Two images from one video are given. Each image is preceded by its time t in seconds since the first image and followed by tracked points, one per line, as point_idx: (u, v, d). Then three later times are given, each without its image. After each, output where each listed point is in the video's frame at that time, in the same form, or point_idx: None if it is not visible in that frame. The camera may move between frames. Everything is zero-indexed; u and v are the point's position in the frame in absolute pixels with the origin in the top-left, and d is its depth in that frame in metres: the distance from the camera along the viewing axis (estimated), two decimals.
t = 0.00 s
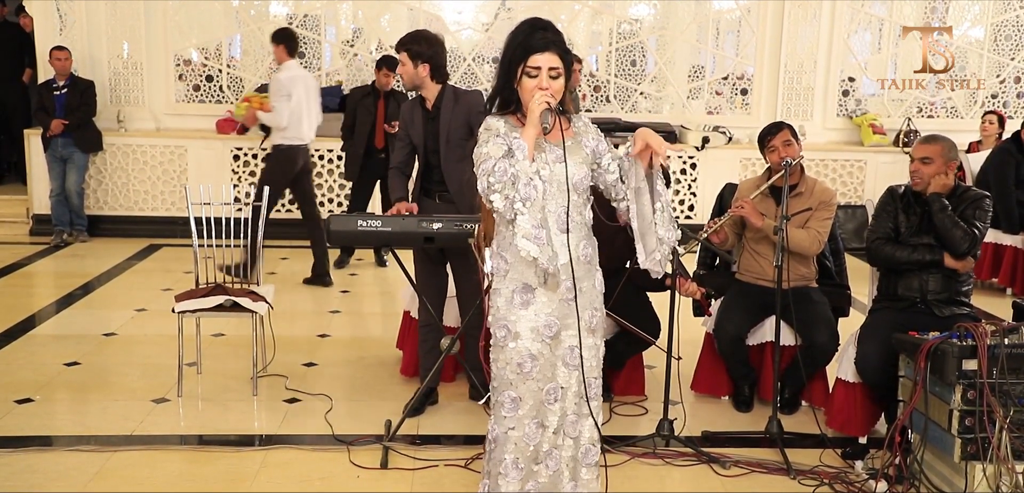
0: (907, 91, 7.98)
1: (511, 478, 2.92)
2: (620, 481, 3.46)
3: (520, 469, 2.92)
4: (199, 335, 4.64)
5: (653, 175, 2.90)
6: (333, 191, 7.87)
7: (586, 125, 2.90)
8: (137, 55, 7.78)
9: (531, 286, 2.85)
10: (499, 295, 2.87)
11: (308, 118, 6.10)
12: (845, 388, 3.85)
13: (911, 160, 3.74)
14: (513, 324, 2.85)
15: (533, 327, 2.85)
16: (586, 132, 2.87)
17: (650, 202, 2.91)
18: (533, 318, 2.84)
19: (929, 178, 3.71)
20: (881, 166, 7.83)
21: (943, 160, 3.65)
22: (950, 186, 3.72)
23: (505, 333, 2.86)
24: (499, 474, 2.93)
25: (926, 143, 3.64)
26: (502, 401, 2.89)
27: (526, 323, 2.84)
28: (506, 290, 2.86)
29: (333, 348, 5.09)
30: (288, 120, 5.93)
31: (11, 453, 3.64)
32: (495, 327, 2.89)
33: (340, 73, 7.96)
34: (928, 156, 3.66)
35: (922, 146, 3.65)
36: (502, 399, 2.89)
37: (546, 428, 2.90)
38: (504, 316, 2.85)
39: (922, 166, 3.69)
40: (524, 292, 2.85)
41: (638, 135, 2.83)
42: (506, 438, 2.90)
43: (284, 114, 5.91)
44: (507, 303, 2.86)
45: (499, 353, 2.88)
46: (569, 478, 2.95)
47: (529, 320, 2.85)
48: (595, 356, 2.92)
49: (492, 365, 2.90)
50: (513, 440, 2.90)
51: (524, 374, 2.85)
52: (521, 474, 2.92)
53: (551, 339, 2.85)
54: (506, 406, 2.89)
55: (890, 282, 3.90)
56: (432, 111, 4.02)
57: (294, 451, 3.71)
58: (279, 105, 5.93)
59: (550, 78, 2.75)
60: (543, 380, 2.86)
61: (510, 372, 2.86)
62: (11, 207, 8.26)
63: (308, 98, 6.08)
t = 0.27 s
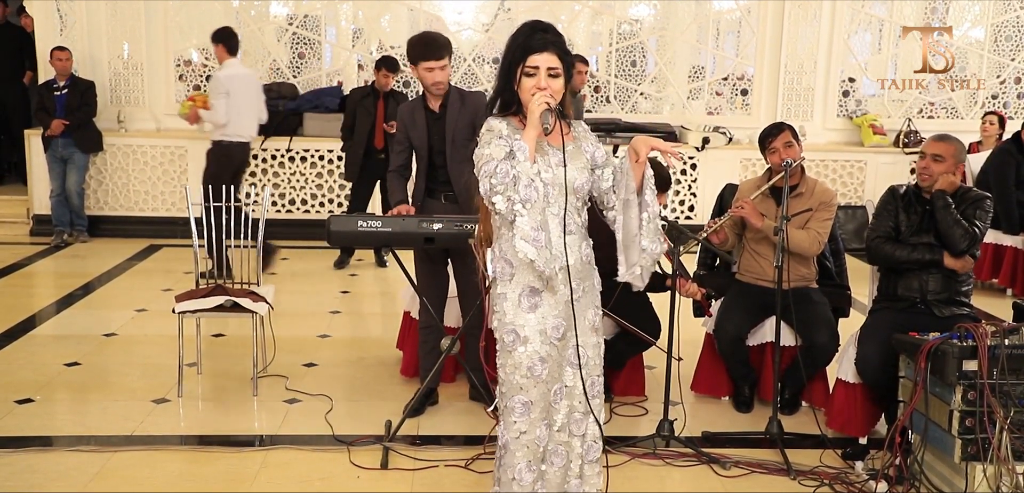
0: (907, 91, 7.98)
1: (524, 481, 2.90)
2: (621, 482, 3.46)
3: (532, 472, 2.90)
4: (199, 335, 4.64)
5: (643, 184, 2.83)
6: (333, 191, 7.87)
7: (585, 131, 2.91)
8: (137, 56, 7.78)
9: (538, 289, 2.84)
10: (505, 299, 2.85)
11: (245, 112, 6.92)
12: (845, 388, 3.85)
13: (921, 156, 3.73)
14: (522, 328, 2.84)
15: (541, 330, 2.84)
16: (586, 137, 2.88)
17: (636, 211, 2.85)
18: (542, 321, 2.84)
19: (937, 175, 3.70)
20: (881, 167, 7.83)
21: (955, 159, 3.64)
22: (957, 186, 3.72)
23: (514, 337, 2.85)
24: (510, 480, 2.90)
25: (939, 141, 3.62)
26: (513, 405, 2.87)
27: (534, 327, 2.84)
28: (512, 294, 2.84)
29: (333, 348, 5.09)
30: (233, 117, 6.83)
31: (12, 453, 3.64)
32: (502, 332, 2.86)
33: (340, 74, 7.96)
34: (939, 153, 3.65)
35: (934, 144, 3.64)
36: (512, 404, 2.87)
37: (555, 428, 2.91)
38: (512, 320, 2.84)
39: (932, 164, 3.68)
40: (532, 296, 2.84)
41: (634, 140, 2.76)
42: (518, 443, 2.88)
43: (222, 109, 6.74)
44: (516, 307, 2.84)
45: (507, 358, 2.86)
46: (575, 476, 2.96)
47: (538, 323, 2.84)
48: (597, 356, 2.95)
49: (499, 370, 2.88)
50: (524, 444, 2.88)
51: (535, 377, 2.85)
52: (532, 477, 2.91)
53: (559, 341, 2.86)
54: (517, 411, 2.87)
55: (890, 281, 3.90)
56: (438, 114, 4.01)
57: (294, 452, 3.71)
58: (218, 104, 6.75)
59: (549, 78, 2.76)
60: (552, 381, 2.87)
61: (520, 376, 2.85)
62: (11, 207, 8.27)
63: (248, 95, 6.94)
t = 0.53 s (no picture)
0: (907, 92, 7.99)
1: (524, 481, 2.90)
2: (621, 482, 3.46)
3: (532, 471, 2.90)
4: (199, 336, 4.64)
5: (637, 188, 2.82)
6: (333, 191, 7.87)
7: (586, 129, 2.92)
8: (137, 56, 7.78)
9: (541, 288, 2.85)
10: (508, 299, 2.84)
11: (193, 112, 6.73)
12: (845, 388, 3.85)
13: (917, 161, 3.75)
14: (524, 328, 2.83)
15: (542, 329, 2.85)
16: (586, 136, 2.89)
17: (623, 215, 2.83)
18: (543, 321, 2.85)
19: (935, 179, 3.71)
20: (881, 167, 7.83)
21: (951, 161, 3.66)
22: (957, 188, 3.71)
23: (515, 338, 2.83)
24: (511, 480, 2.90)
25: (935, 144, 3.64)
26: (514, 407, 2.86)
27: (535, 327, 2.84)
28: (515, 294, 2.83)
29: (333, 349, 5.09)
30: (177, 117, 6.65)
31: (12, 454, 3.64)
32: (502, 332, 2.85)
33: (340, 74, 7.96)
34: (936, 157, 3.67)
35: (928, 147, 3.67)
36: (512, 405, 2.86)
37: (555, 427, 2.92)
38: (514, 321, 2.82)
39: (928, 167, 3.70)
40: (534, 296, 2.84)
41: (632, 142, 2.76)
42: (518, 443, 2.88)
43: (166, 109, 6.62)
44: (518, 308, 2.83)
45: (507, 359, 2.85)
46: (573, 476, 2.96)
47: (539, 323, 2.84)
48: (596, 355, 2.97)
49: (498, 371, 2.87)
50: (524, 444, 2.88)
51: (537, 376, 2.85)
52: (530, 476, 2.91)
53: (560, 340, 2.88)
54: (517, 412, 2.86)
55: (890, 282, 3.90)
56: (451, 115, 4.04)
57: (294, 452, 3.71)
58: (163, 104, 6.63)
59: (546, 76, 2.76)
60: (553, 381, 2.89)
61: (522, 377, 2.84)
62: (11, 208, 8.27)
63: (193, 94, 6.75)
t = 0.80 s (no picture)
0: (907, 91, 7.98)
1: (518, 481, 2.91)
2: (621, 482, 3.46)
3: (527, 471, 2.91)
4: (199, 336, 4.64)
5: (635, 193, 2.83)
6: (333, 191, 7.87)
7: (587, 129, 2.92)
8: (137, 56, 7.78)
9: (538, 289, 2.85)
10: (505, 299, 2.85)
11: (145, 104, 6.73)
12: (845, 388, 3.85)
13: (915, 164, 3.75)
14: (520, 329, 2.84)
15: (538, 330, 2.85)
16: (587, 136, 2.90)
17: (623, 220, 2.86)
18: (538, 321, 2.85)
19: (934, 181, 3.71)
20: (881, 167, 7.83)
21: (949, 163, 3.66)
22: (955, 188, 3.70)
23: (512, 338, 2.85)
24: (506, 479, 2.91)
25: (931, 145, 3.65)
26: (508, 406, 2.88)
27: (531, 327, 2.84)
28: (512, 294, 2.85)
29: (333, 349, 5.09)
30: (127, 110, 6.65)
31: (12, 455, 3.64)
32: (499, 332, 2.86)
33: (340, 74, 7.96)
34: (933, 159, 3.67)
35: (925, 149, 3.67)
36: (507, 404, 2.88)
37: (551, 430, 2.91)
38: (510, 320, 2.84)
39: (926, 169, 3.70)
40: (530, 296, 2.85)
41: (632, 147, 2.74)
42: (513, 442, 2.89)
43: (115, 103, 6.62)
44: (514, 307, 2.84)
45: (503, 358, 2.86)
46: (573, 479, 2.95)
47: (534, 324, 2.85)
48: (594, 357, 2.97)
49: (495, 370, 2.89)
50: (519, 443, 2.90)
51: (533, 377, 2.86)
52: (525, 476, 2.92)
53: (555, 342, 2.87)
54: (512, 412, 2.88)
55: (890, 282, 3.90)
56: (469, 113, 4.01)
57: (294, 452, 3.71)
58: (112, 97, 6.62)
59: (543, 75, 2.76)
60: (551, 383, 2.89)
61: (517, 377, 2.86)
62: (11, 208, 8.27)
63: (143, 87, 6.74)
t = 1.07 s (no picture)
0: (907, 91, 7.98)
1: (503, 478, 2.93)
2: (621, 483, 3.46)
3: (512, 470, 2.92)
4: (199, 336, 4.64)
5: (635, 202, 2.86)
6: (333, 191, 7.87)
7: (591, 130, 2.92)
8: (137, 56, 7.79)
9: (528, 288, 2.86)
10: (494, 297, 2.87)
11: (95, 108, 6.73)
12: (844, 388, 3.85)
13: (912, 165, 3.73)
14: (508, 327, 2.85)
15: (529, 330, 2.85)
16: (590, 137, 2.89)
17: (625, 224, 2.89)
18: (528, 322, 2.85)
19: (933, 181, 3.70)
20: (881, 167, 7.83)
21: (945, 162, 3.65)
22: (953, 189, 3.71)
23: (499, 336, 2.86)
24: (490, 475, 2.94)
25: (928, 146, 3.64)
26: (494, 404, 2.89)
27: (519, 326, 2.85)
28: (502, 292, 2.86)
29: (333, 349, 5.09)
30: (76, 114, 6.65)
31: (12, 455, 3.64)
32: (488, 329, 2.88)
33: (340, 74, 7.96)
34: (930, 160, 3.66)
35: (923, 150, 3.65)
36: (494, 402, 2.89)
37: (540, 433, 2.88)
38: (499, 318, 2.85)
39: (926, 170, 3.68)
40: (519, 295, 2.85)
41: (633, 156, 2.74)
42: (498, 439, 2.91)
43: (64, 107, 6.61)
44: (502, 305, 2.86)
45: (492, 356, 2.88)
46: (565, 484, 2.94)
47: (523, 324, 2.85)
48: (589, 360, 2.95)
49: (484, 368, 2.90)
50: (505, 441, 2.91)
51: (519, 376, 2.86)
52: (512, 475, 2.93)
53: (546, 343, 2.85)
54: (499, 410, 2.90)
55: (890, 281, 3.90)
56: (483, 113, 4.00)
57: (293, 452, 3.71)
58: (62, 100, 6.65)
59: (542, 76, 2.77)
60: (537, 385, 2.86)
61: (504, 375, 2.87)
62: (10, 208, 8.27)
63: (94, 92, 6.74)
